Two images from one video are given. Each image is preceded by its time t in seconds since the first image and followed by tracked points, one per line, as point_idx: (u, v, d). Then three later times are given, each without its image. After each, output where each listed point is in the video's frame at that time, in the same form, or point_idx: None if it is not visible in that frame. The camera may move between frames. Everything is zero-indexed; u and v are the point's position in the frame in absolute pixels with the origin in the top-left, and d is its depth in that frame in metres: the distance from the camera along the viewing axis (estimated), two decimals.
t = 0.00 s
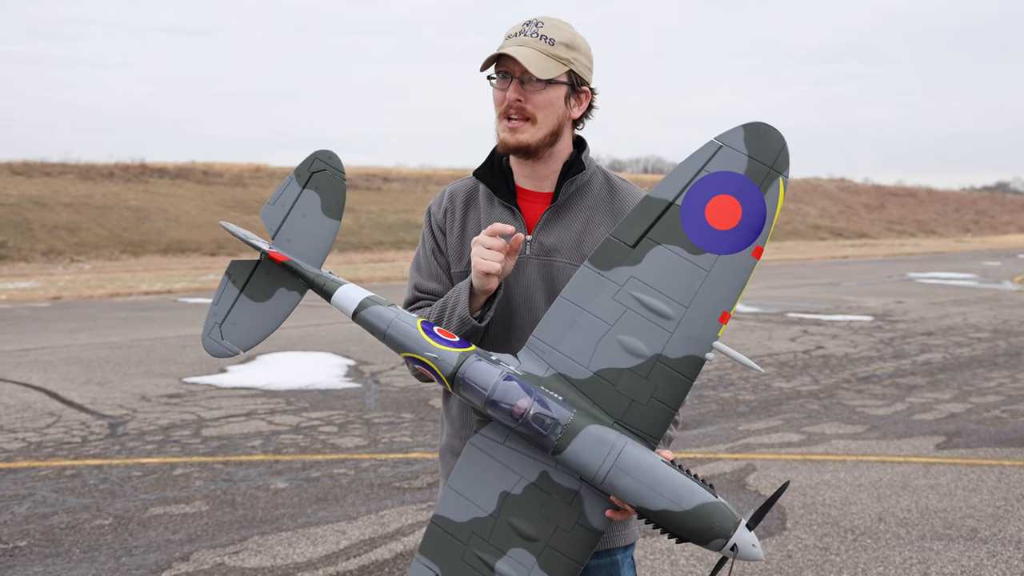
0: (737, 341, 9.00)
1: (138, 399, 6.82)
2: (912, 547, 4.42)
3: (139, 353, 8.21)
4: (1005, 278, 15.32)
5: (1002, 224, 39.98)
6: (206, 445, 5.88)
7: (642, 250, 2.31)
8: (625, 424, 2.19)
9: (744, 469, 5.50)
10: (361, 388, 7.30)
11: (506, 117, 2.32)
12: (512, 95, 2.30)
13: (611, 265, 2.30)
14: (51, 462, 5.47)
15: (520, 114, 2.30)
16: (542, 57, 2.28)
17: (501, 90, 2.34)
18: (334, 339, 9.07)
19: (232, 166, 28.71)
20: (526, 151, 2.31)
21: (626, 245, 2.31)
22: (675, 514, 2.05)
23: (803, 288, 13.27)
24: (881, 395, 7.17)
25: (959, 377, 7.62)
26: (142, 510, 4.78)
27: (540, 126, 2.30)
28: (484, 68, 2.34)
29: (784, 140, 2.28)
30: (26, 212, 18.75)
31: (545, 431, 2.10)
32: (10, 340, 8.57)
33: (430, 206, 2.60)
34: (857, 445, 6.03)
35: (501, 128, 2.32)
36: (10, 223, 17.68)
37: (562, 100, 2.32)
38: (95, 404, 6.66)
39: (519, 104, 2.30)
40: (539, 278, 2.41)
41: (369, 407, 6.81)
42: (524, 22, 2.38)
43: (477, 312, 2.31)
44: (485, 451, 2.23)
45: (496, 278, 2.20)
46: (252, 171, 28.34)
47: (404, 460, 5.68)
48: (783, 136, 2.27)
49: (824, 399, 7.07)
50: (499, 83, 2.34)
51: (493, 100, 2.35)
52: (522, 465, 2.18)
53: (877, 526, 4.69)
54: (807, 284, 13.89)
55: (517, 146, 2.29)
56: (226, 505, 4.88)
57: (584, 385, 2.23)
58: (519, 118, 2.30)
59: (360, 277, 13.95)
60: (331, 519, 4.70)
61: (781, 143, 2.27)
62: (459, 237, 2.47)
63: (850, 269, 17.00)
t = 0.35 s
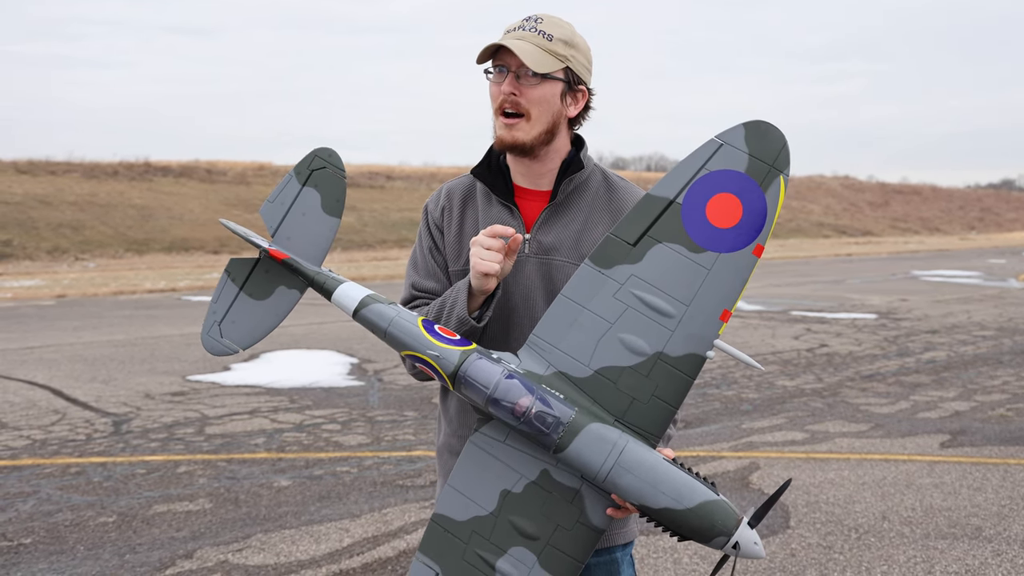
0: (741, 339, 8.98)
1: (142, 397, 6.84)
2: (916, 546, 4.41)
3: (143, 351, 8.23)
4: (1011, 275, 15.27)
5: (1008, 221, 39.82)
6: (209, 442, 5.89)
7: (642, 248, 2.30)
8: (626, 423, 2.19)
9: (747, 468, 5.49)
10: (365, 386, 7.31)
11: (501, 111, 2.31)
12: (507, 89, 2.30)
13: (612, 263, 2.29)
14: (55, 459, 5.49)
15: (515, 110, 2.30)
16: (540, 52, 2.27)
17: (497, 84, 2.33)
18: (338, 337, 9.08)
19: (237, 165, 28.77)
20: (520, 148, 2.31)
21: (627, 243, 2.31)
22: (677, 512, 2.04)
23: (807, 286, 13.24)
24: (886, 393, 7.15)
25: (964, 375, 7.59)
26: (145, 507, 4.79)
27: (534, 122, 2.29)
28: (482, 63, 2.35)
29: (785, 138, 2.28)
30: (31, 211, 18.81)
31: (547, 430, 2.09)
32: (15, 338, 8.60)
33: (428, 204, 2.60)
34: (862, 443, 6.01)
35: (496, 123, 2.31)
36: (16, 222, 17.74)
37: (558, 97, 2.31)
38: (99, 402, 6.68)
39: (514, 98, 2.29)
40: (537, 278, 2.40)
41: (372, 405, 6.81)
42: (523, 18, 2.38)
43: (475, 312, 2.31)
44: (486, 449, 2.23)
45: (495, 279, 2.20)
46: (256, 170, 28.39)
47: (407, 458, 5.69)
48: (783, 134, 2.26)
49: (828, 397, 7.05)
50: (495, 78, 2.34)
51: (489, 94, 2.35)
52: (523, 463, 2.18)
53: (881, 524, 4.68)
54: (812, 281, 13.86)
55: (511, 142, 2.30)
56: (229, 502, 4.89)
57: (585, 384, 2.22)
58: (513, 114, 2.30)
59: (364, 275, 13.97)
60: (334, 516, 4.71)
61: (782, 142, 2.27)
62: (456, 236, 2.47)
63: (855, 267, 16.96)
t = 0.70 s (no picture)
0: (743, 340, 8.98)
1: (145, 397, 6.85)
2: (918, 547, 4.41)
3: (145, 351, 8.24)
4: (1013, 276, 15.24)
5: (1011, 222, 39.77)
6: (211, 443, 5.89)
7: (646, 247, 2.30)
8: (629, 420, 2.18)
9: (749, 468, 5.49)
10: (367, 387, 7.31)
11: (500, 112, 2.31)
12: (507, 91, 2.30)
13: (615, 262, 2.29)
14: (57, 460, 5.49)
15: (515, 110, 2.30)
16: (539, 54, 2.28)
17: (497, 85, 2.33)
18: (340, 338, 9.08)
19: (239, 166, 28.80)
20: (519, 148, 2.31)
21: (630, 242, 2.30)
22: (680, 509, 2.04)
23: (809, 287, 13.23)
24: (888, 394, 7.14)
25: (966, 376, 7.58)
26: (147, 508, 4.80)
27: (533, 123, 2.29)
28: (481, 64, 2.35)
29: (787, 140, 2.29)
30: (34, 212, 18.85)
31: (552, 426, 2.09)
32: (18, 339, 8.61)
33: (425, 206, 2.60)
34: (864, 444, 6.01)
35: (495, 124, 2.31)
36: (19, 223, 17.77)
37: (557, 99, 2.32)
38: (101, 402, 6.69)
39: (514, 100, 2.30)
40: (537, 278, 2.40)
41: (374, 406, 6.82)
42: (522, 19, 2.38)
43: (475, 317, 2.31)
44: (488, 446, 2.22)
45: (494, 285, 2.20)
46: (259, 171, 28.41)
47: (409, 459, 5.69)
48: (786, 136, 2.27)
49: (830, 398, 7.05)
50: (495, 79, 2.34)
51: (488, 96, 2.35)
52: (525, 460, 2.17)
53: (883, 525, 4.68)
54: (814, 282, 13.85)
55: (510, 143, 2.30)
56: (231, 503, 4.89)
57: (588, 381, 2.22)
58: (513, 115, 2.30)
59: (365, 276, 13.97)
60: (336, 517, 4.71)
61: (784, 144, 2.28)
62: (454, 237, 2.47)
63: (857, 267, 16.94)
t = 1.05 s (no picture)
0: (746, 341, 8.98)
1: (147, 399, 6.84)
2: (921, 548, 4.40)
3: (148, 353, 8.24)
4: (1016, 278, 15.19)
5: (1013, 224, 39.70)
6: (214, 445, 5.89)
7: (647, 244, 2.30)
8: (632, 414, 2.18)
9: (752, 469, 5.48)
10: (369, 388, 7.31)
11: (504, 114, 2.31)
12: (511, 92, 2.30)
13: (617, 258, 2.29)
14: (60, 461, 5.50)
15: (519, 112, 2.30)
16: (542, 56, 2.28)
17: (500, 88, 2.33)
18: (342, 340, 9.08)
19: (242, 167, 28.82)
20: (523, 149, 2.30)
21: (632, 239, 2.30)
22: (684, 501, 2.05)
23: (812, 288, 13.23)
24: (890, 395, 7.13)
25: (969, 378, 7.57)
26: (150, 509, 4.80)
27: (537, 124, 2.29)
28: (484, 67, 2.35)
29: (786, 136, 2.29)
30: (36, 213, 18.86)
31: (556, 420, 2.09)
32: (21, 340, 8.62)
33: (428, 206, 2.60)
34: (866, 445, 6.00)
35: (499, 126, 2.31)
36: (21, 224, 17.78)
37: (560, 101, 2.32)
38: (104, 404, 6.69)
39: (518, 101, 2.30)
40: (540, 277, 2.40)
41: (377, 407, 6.82)
42: (524, 23, 2.39)
43: (478, 318, 2.32)
44: (494, 442, 2.21)
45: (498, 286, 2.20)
46: (261, 172, 28.40)
47: (412, 460, 5.69)
48: (785, 132, 2.28)
49: (833, 399, 7.04)
50: (498, 81, 2.34)
51: (492, 98, 2.35)
52: (530, 455, 2.17)
53: (886, 526, 4.67)
54: (816, 284, 13.83)
55: (514, 144, 2.29)
56: (234, 505, 4.89)
57: (592, 376, 2.21)
58: (517, 116, 2.30)
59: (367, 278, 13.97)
60: (339, 519, 4.70)
61: (783, 140, 2.28)
62: (457, 237, 2.46)
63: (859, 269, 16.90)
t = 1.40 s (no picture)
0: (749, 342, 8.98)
1: (150, 400, 6.85)
2: (923, 549, 4.40)
3: (150, 354, 8.24)
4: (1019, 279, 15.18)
5: (1015, 224, 39.67)
6: (217, 446, 5.89)
7: (650, 244, 2.30)
8: (635, 413, 2.18)
9: (755, 471, 5.49)
10: (371, 389, 7.31)
11: (508, 116, 2.31)
12: (515, 94, 2.30)
13: (620, 258, 2.29)
14: (63, 463, 5.50)
15: (523, 113, 2.30)
16: (546, 58, 2.28)
17: (505, 90, 2.33)
18: (344, 341, 9.08)
19: (245, 168, 28.83)
20: (527, 151, 2.30)
21: (634, 239, 2.30)
22: (687, 498, 2.05)
23: (814, 289, 13.23)
24: (893, 396, 7.13)
25: (972, 379, 7.56)
26: (153, 511, 4.80)
27: (541, 125, 2.29)
28: (489, 69, 2.36)
29: (787, 138, 2.29)
30: (39, 215, 18.86)
31: (560, 418, 2.09)
32: (24, 342, 8.62)
33: (432, 208, 2.59)
34: (869, 446, 6.00)
35: (504, 127, 2.31)
36: (24, 226, 17.79)
37: (565, 103, 2.32)
38: (107, 405, 6.69)
39: (522, 103, 2.30)
40: (544, 278, 2.40)
41: (379, 408, 6.81)
42: (529, 25, 2.39)
43: (482, 314, 2.30)
44: (497, 440, 2.21)
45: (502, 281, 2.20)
46: (263, 173, 28.42)
47: (414, 461, 5.69)
48: (786, 134, 2.28)
49: (836, 400, 7.05)
50: (502, 83, 2.34)
51: (497, 100, 2.35)
52: (534, 453, 2.16)
53: (889, 528, 4.67)
54: (819, 285, 13.83)
55: (518, 146, 2.29)
56: (236, 506, 4.89)
57: (595, 375, 2.21)
58: (521, 118, 2.30)
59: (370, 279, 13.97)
60: (341, 520, 4.70)
61: (784, 141, 2.28)
62: (461, 238, 2.46)
63: (862, 270, 16.89)
